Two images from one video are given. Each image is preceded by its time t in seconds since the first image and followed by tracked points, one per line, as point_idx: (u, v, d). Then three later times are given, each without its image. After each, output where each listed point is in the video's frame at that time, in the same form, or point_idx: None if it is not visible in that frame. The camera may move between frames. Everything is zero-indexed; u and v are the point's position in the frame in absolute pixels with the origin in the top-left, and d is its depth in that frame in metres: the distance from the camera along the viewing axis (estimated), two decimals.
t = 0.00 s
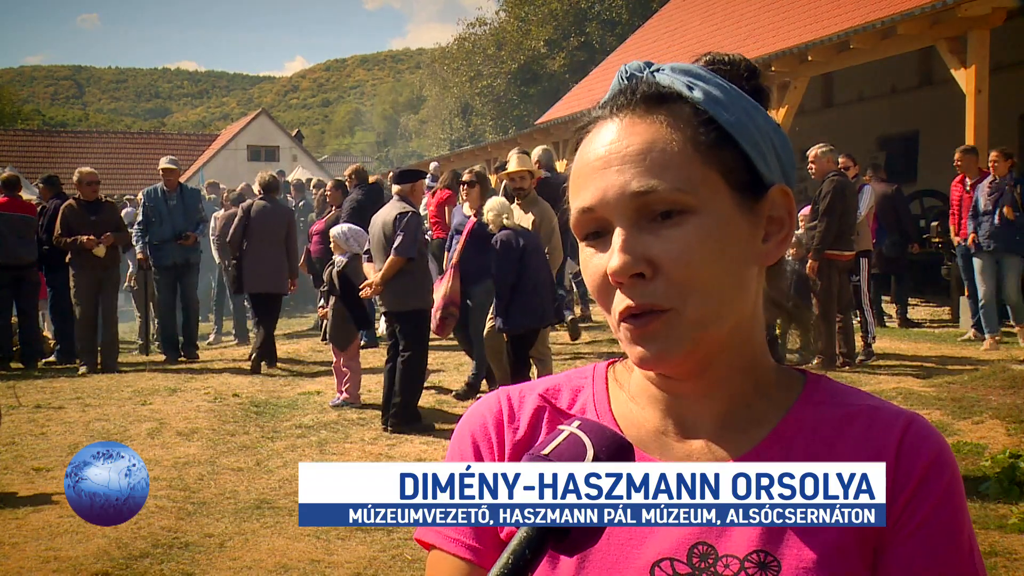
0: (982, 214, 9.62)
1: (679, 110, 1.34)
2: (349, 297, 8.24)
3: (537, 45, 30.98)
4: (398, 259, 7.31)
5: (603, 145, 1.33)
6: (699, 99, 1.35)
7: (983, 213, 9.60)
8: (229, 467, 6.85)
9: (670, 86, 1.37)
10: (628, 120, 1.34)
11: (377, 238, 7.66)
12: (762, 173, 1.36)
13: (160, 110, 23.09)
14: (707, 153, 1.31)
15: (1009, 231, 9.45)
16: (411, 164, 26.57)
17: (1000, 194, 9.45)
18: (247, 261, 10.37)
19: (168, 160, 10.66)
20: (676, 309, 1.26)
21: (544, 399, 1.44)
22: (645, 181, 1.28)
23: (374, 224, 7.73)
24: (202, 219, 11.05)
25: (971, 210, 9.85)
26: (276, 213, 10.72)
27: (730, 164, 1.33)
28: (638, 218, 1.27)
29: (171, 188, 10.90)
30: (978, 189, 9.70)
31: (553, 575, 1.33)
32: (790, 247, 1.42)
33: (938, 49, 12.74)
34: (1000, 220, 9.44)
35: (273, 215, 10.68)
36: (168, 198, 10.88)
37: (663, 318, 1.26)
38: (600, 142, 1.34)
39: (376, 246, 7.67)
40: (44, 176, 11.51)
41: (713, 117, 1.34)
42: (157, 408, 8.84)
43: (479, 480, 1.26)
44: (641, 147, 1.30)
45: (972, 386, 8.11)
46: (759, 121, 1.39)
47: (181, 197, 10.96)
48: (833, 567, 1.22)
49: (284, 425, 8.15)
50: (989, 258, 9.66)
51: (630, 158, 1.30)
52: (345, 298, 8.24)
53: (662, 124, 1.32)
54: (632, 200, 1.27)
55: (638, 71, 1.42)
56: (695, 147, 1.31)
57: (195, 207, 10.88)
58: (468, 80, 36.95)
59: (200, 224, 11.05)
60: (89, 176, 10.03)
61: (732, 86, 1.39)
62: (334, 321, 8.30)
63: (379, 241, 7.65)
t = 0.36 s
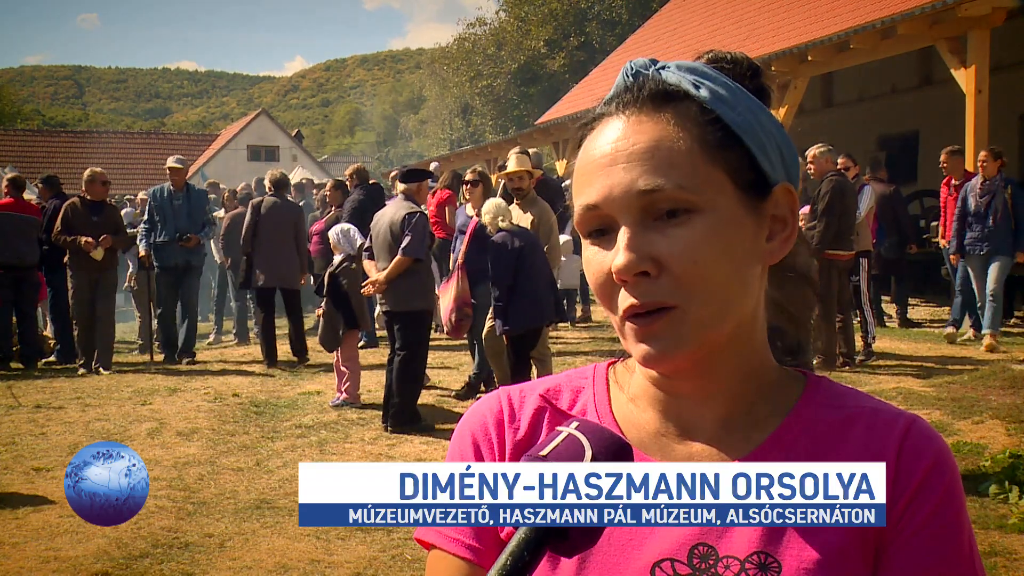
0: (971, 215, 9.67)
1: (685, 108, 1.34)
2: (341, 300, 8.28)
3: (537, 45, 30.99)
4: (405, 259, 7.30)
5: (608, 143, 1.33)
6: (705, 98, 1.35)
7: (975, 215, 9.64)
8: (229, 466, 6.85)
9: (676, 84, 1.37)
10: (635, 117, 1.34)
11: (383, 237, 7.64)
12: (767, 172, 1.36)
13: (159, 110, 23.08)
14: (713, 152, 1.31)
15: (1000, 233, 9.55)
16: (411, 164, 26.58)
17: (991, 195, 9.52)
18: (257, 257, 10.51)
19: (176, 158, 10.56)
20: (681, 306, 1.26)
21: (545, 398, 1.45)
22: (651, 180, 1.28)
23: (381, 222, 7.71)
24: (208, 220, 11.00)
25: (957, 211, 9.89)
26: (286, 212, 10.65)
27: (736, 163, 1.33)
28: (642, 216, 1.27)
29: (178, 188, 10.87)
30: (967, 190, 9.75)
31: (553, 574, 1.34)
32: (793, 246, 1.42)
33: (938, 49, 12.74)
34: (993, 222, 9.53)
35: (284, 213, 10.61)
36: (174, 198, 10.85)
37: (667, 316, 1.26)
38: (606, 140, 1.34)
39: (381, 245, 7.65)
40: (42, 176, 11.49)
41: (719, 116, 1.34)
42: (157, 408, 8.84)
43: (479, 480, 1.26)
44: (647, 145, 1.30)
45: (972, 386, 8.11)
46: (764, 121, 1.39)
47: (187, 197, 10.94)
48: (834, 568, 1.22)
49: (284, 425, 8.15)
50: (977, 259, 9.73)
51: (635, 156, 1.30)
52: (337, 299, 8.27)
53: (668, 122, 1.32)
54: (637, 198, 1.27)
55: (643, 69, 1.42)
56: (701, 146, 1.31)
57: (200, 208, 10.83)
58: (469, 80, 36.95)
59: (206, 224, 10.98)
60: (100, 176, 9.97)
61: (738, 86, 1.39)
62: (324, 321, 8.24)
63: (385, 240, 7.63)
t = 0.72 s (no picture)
0: (965, 213, 9.62)
1: (676, 110, 1.34)
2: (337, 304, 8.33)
3: (537, 45, 31.01)
4: (405, 261, 7.29)
5: (602, 147, 1.33)
6: (695, 100, 1.35)
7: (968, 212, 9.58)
8: (229, 466, 6.85)
9: (667, 87, 1.37)
10: (626, 121, 1.34)
11: (384, 237, 7.64)
12: (761, 170, 1.36)
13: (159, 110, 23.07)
14: (705, 153, 1.31)
15: (995, 229, 9.49)
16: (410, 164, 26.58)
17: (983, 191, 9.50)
18: (275, 257, 10.75)
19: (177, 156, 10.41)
20: (679, 304, 1.25)
21: (544, 398, 1.44)
22: (645, 181, 1.28)
23: (382, 224, 7.70)
24: (212, 217, 10.79)
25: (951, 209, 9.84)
26: (302, 212, 10.93)
27: (728, 163, 1.33)
28: (637, 217, 1.27)
29: (182, 184, 10.69)
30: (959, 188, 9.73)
31: (554, 573, 1.34)
32: (789, 243, 1.42)
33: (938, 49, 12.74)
34: (987, 218, 9.47)
35: (299, 213, 10.90)
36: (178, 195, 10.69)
37: (666, 315, 1.26)
38: (599, 143, 1.34)
39: (382, 246, 7.65)
40: (43, 176, 11.49)
41: (710, 116, 1.34)
42: (157, 408, 8.84)
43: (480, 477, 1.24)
44: (640, 147, 1.30)
45: (972, 386, 8.12)
46: (756, 121, 1.39)
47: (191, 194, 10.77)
48: (834, 568, 1.22)
49: (283, 425, 8.16)
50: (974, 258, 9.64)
51: (628, 159, 1.30)
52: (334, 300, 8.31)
53: (660, 125, 1.32)
54: (632, 200, 1.27)
55: (635, 71, 1.42)
56: (693, 146, 1.31)
57: (202, 205, 10.63)
58: (469, 80, 36.94)
59: (211, 222, 10.78)
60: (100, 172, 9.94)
61: (729, 87, 1.39)
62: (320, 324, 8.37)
63: (386, 241, 7.62)
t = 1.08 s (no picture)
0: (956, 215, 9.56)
1: (676, 111, 1.34)
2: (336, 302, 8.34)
3: (537, 45, 31.04)
4: (405, 258, 7.30)
5: (602, 147, 1.34)
6: (696, 100, 1.34)
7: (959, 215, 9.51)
8: (229, 467, 6.85)
9: (666, 87, 1.36)
10: (626, 121, 1.34)
11: (383, 238, 7.65)
12: (761, 172, 1.36)
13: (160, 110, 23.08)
14: (704, 153, 1.31)
15: (987, 230, 9.43)
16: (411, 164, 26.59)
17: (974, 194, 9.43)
18: (282, 258, 10.78)
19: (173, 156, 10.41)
20: (679, 305, 1.26)
21: (546, 396, 1.44)
22: (645, 181, 1.28)
23: (382, 224, 7.70)
24: (209, 218, 10.78)
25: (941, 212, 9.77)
26: (307, 214, 10.98)
27: (729, 164, 1.33)
28: (637, 217, 1.28)
29: (177, 185, 10.68)
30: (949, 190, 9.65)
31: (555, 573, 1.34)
32: (789, 244, 1.42)
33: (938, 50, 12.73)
34: (979, 220, 9.41)
35: (304, 214, 10.95)
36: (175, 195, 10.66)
37: (666, 317, 1.26)
38: (599, 144, 1.35)
39: (382, 246, 7.64)
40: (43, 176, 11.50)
41: (710, 117, 1.34)
42: (157, 408, 8.84)
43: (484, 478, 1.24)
44: (639, 148, 1.31)
45: (972, 386, 8.12)
46: (756, 120, 1.38)
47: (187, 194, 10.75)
48: (834, 569, 1.22)
49: (284, 425, 8.16)
50: (965, 259, 9.55)
51: (628, 159, 1.30)
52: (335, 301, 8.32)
53: (660, 127, 1.32)
54: (632, 200, 1.28)
55: (636, 71, 1.42)
56: (693, 147, 1.31)
57: (200, 205, 10.63)
58: (469, 79, 36.95)
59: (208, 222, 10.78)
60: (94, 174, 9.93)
61: (729, 87, 1.39)
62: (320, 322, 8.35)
63: (386, 242, 7.62)
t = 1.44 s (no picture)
0: (937, 214, 9.58)
1: (674, 113, 1.34)
2: (337, 298, 8.36)
3: (537, 45, 31.09)
4: (405, 258, 7.32)
5: (600, 150, 1.33)
6: (693, 102, 1.34)
7: (941, 215, 9.54)
8: (229, 467, 6.85)
9: (663, 90, 1.37)
10: (624, 124, 1.34)
11: (383, 238, 7.64)
12: (759, 172, 1.36)
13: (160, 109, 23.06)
14: (703, 155, 1.31)
15: (969, 231, 9.44)
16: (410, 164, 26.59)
17: (954, 193, 9.48)
18: (276, 256, 10.77)
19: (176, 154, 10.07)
20: (680, 308, 1.26)
21: (547, 396, 1.44)
22: (644, 184, 1.28)
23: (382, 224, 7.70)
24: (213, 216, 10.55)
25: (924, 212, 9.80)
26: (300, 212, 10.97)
27: (727, 165, 1.33)
28: (638, 221, 1.28)
29: (180, 183, 10.46)
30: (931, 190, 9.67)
31: (557, 572, 1.34)
32: (790, 243, 1.42)
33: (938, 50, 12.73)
34: (960, 219, 9.42)
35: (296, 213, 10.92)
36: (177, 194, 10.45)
37: (667, 320, 1.26)
38: (598, 147, 1.35)
39: (381, 247, 7.64)
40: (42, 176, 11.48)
41: (707, 118, 1.34)
42: (157, 408, 8.83)
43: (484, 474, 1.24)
44: (638, 150, 1.31)
45: (972, 386, 8.12)
46: (753, 120, 1.38)
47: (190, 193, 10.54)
48: (836, 569, 1.22)
49: (284, 425, 8.15)
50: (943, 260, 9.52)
51: (627, 163, 1.30)
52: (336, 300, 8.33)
53: (657, 129, 1.32)
54: (632, 204, 1.28)
55: (633, 73, 1.42)
56: (692, 149, 1.31)
57: (203, 204, 10.38)
58: (469, 79, 36.96)
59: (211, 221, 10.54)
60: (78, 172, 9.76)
61: (726, 87, 1.38)
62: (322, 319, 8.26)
63: (385, 241, 7.62)
